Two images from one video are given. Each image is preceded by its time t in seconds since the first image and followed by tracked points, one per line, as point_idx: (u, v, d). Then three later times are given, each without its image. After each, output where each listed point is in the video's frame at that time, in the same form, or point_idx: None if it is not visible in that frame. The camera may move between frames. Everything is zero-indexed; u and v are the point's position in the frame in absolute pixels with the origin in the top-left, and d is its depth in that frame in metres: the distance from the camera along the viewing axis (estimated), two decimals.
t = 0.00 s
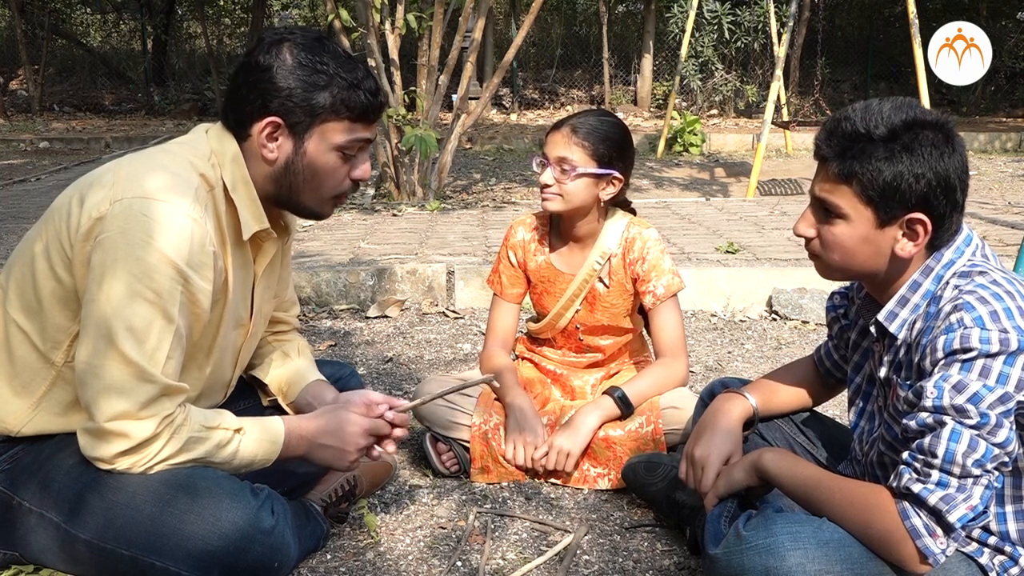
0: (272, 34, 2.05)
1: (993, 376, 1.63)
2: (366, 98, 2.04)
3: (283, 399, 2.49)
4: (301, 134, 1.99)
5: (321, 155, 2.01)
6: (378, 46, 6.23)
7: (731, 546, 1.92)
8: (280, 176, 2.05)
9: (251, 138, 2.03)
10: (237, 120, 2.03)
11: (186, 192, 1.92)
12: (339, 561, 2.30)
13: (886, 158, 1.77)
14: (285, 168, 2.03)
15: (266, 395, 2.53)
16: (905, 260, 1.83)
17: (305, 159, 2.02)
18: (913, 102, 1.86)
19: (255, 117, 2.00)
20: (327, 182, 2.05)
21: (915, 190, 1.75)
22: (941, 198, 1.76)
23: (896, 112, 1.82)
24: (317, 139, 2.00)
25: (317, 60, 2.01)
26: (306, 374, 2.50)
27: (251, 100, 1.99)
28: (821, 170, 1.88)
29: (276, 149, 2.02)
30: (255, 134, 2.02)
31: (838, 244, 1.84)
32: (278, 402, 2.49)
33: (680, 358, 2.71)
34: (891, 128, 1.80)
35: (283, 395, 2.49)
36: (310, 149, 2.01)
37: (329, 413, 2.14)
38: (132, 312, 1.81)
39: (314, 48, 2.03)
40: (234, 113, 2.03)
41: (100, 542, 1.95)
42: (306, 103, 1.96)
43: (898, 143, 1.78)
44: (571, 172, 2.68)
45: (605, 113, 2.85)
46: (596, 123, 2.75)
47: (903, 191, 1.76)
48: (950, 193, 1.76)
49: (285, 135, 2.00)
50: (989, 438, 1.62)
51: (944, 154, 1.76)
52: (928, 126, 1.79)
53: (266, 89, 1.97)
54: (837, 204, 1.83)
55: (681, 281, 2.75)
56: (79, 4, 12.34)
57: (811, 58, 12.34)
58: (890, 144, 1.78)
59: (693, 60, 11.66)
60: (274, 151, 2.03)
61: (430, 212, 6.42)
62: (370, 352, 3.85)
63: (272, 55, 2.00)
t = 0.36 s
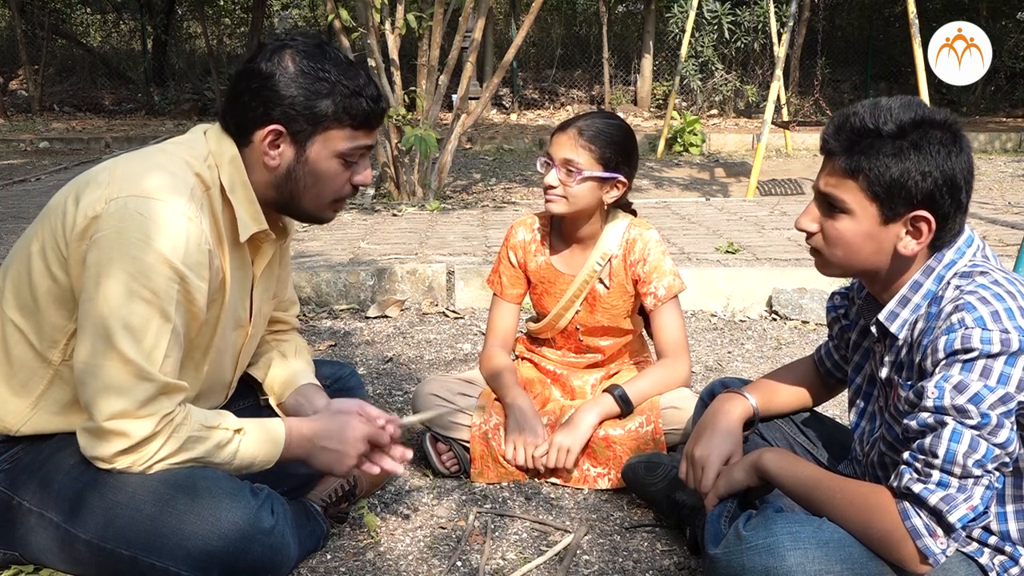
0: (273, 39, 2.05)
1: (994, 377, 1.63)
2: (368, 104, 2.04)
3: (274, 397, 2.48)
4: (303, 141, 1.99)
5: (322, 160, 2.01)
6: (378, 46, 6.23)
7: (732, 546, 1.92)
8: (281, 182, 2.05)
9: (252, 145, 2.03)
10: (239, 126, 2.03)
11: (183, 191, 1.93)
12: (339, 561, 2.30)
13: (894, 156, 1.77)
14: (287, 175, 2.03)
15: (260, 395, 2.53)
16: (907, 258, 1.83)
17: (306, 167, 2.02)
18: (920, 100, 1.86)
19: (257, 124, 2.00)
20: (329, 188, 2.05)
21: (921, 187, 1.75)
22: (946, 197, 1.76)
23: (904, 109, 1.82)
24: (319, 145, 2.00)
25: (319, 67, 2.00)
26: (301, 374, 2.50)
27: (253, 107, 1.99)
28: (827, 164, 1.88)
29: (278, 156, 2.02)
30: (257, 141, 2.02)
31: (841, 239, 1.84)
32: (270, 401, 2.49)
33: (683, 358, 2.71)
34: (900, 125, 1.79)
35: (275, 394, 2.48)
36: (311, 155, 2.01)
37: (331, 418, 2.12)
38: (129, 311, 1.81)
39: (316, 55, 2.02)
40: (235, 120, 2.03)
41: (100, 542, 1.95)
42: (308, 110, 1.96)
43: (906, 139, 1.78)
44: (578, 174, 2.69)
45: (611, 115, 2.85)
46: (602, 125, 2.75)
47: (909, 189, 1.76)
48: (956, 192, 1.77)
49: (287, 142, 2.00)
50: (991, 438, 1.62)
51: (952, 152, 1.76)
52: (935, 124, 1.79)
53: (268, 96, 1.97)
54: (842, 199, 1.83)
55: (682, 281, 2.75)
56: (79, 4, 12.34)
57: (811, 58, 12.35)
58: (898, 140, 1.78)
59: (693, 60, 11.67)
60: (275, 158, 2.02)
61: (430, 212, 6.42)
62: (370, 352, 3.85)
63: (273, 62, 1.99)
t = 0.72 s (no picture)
0: (260, 31, 2.04)
1: (995, 376, 1.63)
2: (361, 83, 2.04)
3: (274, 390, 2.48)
4: (302, 129, 2.00)
5: (325, 145, 2.03)
6: (378, 46, 6.24)
7: (732, 547, 1.92)
8: (289, 173, 2.06)
9: (253, 141, 2.03)
10: (237, 126, 2.03)
11: (193, 195, 1.92)
12: (339, 561, 2.30)
13: (897, 152, 1.77)
14: (293, 164, 2.04)
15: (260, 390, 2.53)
16: (908, 255, 1.83)
17: (311, 152, 2.03)
18: (925, 98, 1.86)
19: (255, 120, 2.00)
20: (335, 171, 2.07)
21: (924, 184, 1.76)
22: (949, 195, 1.76)
23: (908, 107, 1.82)
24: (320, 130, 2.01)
25: (307, 54, 2.00)
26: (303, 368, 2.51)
27: (249, 105, 1.99)
28: (830, 159, 1.87)
29: (280, 148, 2.03)
30: (257, 137, 2.02)
31: (843, 236, 1.84)
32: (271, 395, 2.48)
33: (683, 358, 2.71)
34: (905, 122, 1.79)
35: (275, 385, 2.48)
36: (313, 144, 2.02)
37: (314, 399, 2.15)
38: (136, 317, 1.81)
39: (302, 42, 2.02)
40: (233, 119, 2.03)
41: (100, 543, 1.95)
42: (304, 98, 1.97)
43: (910, 136, 1.78)
44: (587, 179, 2.67)
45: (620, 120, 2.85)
46: (610, 129, 2.75)
47: (912, 186, 1.76)
48: (958, 191, 1.77)
49: (287, 133, 2.01)
50: (991, 438, 1.62)
51: (956, 150, 1.77)
52: (938, 122, 1.79)
53: (261, 90, 1.97)
54: (844, 195, 1.83)
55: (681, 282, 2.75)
56: (79, 4, 12.34)
57: (811, 58, 12.36)
58: (903, 136, 1.78)
59: (693, 60, 11.67)
60: (278, 151, 2.03)
61: (430, 212, 6.42)
62: (370, 352, 3.85)
63: (260, 56, 1.99)
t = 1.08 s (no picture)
0: (275, 33, 2.05)
1: (1001, 375, 1.63)
2: (377, 93, 2.06)
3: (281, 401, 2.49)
4: (319, 138, 2.00)
5: (340, 157, 2.03)
6: (378, 46, 6.24)
7: (732, 546, 1.92)
8: (302, 180, 2.06)
9: (267, 148, 2.03)
10: (252, 129, 2.03)
11: (210, 197, 1.92)
12: (339, 561, 2.30)
13: (911, 144, 1.76)
14: (306, 173, 2.05)
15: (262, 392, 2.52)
16: (917, 248, 1.82)
17: (325, 161, 2.03)
18: (943, 91, 1.85)
19: (271, 128, 2.00)
20: (347, 180, 2.07)
21: (936, 177, 1.75)
22: (959, 190, 1.76)
23: (925, 99, 1.81)
24: (337, 138, 2.01)
25: (326, 63, 2.00)
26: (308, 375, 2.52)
27: (265, 110, 1.99)
28: (843, 148, 1.87)
29: (295, 156, 2.03)
30: (272, 143, 2.02)
31: (851, 225, 1.84)
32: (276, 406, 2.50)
33: (681, 360, 2.71)
34: (920, 113, 1.78)
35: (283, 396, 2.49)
36: (330, 151, 2.02)
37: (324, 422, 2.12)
38: (152, 318, 1.80)
39: (320, 49, 2.02)
40: (247, 121, 2.02)
41: (102, 541, 1.95)
42: (322, 107, 1.97)
43: (924, 128, 1.77)
44: (598, 195, 2.64)
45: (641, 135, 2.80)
46: (629, 146, 2.69)
47: (924, 179, 1.75)
48: (969, 186, 1.77)
49: (304, 142, 2.01)
50: (997, 437, 1.62)
51: (969, 146, 1.76)
52: (953, 116, 1.78)
53: (279, 99, 1.97)
54: (855, 183, 1.82)
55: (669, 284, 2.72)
56: (79, 4, 12.33)
57: (811, 58, 12.37)
58: (917, 129, 1.77)
59: (693, 60, 11.67)
60: (294, 157, 2.03)
61: (430, 212, 6.42)
62: (370, 352, 3.85)
63: (280, 64, 1.98)
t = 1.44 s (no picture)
0: (279, 31, 2.05)
1: (1007, 377, 1.63)
2: (377, 91, 2.07)
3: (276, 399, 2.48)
4: (320, 132, 2.00)
5: (339, 150, 2.03)
6: (378, 46, 6.24)
7: (732, 546, 1.93)
8: (301, 176, 2.06)
9: (269, 139, 2.03)
10: (252, 122, 2.02)
11: (200, 194, 1.91)
12: (339, 561, 2.30)
13: (919, 143, 1.75)
14: (305, 167, 2.05)
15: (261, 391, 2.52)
16: (921, 246, 1.82)
17: (325, 155, 2.03)
18: (954, 89, 1.83)
19: (272, 120, 2.00)
20: (345, 176, 2.07)
21: (943, 177, 1.74)
22: (966, 190, 1.75)
23: (936, 97, 1.79)
24: (337, 134, 2.02)
25: (329, 58, 2.02)
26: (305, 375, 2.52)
27: (266, 104, 1.98)
28: (853, 143, 1.86)
29: (296, 149, 2.03)
30: (273, 136, 2.02)
31: (857, 222, 1.83)
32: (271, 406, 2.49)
33: (681, 360, 2.72)
34: (931, 112, 1.77)
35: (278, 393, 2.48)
36: (330, 145, 2.02)
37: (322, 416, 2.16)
38: (144, 317, 1.80)
39: (322, 45, 2.04)
40: (247, 114, 2.02)
41: (101, 541, 1.95)
42: (325, 101, 1.97)
43: (934, 128, 1.76)
44: (596, 203, 2.64)
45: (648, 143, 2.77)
46: (632, 155, 2.67)
47: (931, 178, 1.75)
48: (977, 186, 1.76)
49: (305, 134, 2.01)
50: (1002, 440, 1.62)
51: (979, 146, 1.75)
52: (964, 115, 1.77)
53: (282, 92, 1.96)
54: (862, 180, 1.82)
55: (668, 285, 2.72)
56: (79, 4, 12.33)
57: (811, 58, 12.37)
58: (926, 128, 1.76)
59: (693, 60, 11.67)
60: (294, 151, 2.03)
61: (430, 212, 6.42)
62: (370, 352, 3.85)
63: (284, 57, 1.99)
